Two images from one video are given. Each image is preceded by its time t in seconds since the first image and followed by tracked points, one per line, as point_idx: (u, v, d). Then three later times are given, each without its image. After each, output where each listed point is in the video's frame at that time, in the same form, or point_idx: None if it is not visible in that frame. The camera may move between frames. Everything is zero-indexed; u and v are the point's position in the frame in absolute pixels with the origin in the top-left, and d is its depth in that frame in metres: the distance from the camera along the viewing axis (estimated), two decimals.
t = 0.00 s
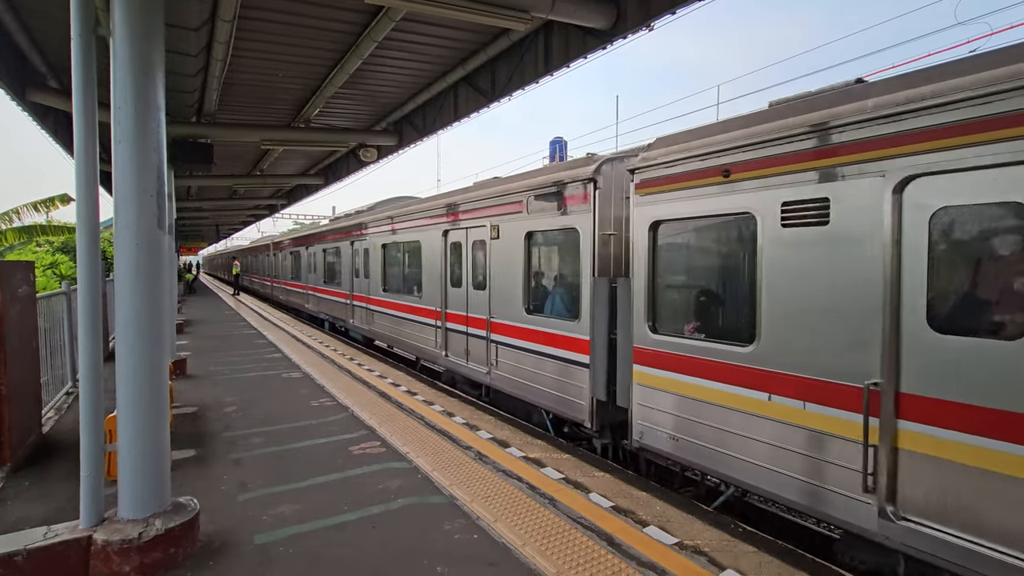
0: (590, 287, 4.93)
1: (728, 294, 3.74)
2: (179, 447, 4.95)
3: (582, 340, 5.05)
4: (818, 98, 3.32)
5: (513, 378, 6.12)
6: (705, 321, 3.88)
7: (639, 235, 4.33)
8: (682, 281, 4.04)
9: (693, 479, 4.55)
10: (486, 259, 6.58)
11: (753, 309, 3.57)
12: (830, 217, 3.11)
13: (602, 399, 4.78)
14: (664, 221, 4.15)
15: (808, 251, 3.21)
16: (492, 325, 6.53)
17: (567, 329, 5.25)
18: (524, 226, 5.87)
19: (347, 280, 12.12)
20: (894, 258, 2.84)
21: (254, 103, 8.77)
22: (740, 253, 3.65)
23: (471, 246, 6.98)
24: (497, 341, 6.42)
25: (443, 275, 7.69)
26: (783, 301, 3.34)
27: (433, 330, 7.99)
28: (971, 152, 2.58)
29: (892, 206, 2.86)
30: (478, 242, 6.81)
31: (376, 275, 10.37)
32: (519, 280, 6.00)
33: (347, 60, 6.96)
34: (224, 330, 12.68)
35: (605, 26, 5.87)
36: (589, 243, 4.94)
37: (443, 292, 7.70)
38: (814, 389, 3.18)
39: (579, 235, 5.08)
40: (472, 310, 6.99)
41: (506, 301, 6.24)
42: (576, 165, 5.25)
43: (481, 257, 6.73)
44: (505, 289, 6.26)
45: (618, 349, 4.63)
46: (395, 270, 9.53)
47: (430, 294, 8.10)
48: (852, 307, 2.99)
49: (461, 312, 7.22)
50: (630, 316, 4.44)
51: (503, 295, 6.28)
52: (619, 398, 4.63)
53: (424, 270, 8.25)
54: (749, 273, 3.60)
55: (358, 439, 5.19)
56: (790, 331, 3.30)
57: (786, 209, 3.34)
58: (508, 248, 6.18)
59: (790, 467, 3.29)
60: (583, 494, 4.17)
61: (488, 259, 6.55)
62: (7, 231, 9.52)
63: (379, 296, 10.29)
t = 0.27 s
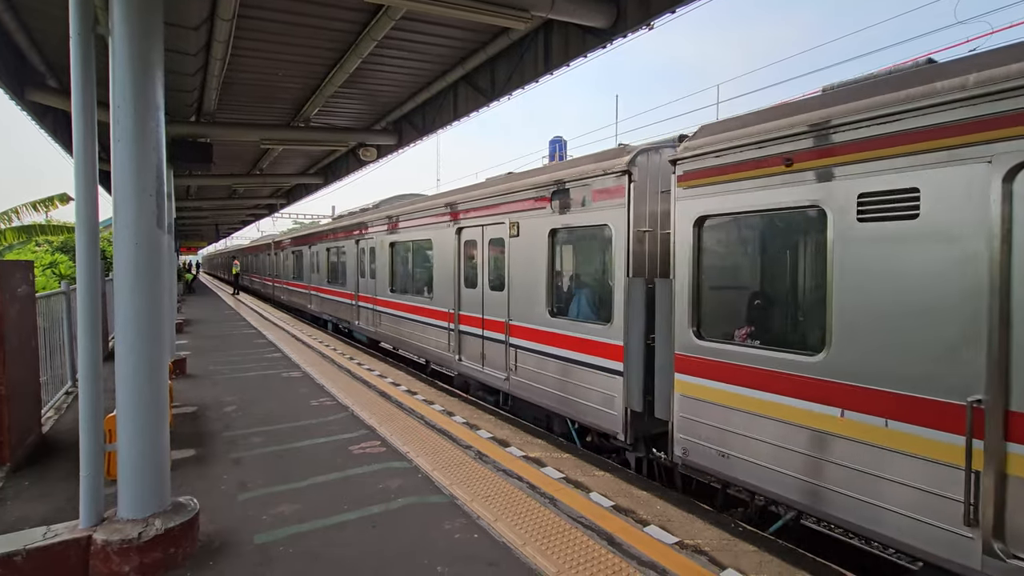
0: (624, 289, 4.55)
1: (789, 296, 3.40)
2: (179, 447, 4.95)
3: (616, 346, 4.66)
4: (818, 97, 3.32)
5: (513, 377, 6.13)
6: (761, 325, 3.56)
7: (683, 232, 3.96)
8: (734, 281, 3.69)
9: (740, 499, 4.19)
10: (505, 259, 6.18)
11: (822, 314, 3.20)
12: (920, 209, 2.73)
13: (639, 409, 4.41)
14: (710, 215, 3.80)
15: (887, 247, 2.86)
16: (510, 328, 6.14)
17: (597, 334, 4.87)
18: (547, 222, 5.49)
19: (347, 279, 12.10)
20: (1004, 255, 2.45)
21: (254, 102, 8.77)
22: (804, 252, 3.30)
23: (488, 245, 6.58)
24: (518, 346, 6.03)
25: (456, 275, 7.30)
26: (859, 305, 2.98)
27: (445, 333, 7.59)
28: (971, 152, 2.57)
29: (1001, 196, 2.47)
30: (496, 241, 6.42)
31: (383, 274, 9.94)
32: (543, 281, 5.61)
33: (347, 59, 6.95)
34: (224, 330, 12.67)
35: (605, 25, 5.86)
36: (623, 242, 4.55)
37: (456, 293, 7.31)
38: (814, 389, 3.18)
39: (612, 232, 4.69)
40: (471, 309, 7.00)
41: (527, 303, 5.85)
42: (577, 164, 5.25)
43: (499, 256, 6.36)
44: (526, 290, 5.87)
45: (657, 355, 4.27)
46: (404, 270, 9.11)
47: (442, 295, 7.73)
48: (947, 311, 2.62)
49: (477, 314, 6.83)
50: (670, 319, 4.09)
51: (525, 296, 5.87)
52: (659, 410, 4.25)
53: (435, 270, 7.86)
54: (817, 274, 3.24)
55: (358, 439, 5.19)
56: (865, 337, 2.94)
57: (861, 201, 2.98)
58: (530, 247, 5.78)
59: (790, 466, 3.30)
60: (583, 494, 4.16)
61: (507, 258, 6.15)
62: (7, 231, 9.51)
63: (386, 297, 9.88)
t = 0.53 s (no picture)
0: (662, 289, 4.14)
1: (861, 300, 3.05)
2: (179, 447, 4.94)
3: (653, 352, 4.24)
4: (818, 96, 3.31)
5: (512, 376, 6.14)
6: (826, 331, 3.21)
7: (736, 227, 3.58)
8: (793, 283, 3.36)
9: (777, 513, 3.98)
10: (526, 258, 5.80)
11: (906, 320, 2.85)
12: None
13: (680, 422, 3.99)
14: (765, 209, 3.46)
15: (981, 245, 2.54)
16: (531, 332, 5.75)
17: (632, 340, 4.46)
18: (573, 219, 5.09)
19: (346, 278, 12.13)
20: None
21: (253, 101, 8.76)
22: (867, 248, 3.01)
23: (508, 244, 6.20)
24: (540, 351, 5.61)
25: (472, 276, 6.94)
26: (946, 308, 2.65)
27: (460, 337, 7.20)
28: (970, 152, 2.58)
29: None
30: (516, 241, 6.04)
31: (391, 275, 9.54)
32: (568, 282, 5.21)
33: (346, 58, 6.95)
34: (224, 329, 12.66)
35: (605, 24, 5.85)
36: (661, 239, 4.14)
37: (472, 295, 6.95)
38: (815, 389, 3.18)
39: (648, 229, 4.28)
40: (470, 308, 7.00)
41: (550, 306, 5.44)
42: (576, 163, 5.24)
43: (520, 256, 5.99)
44: (548, 292, 5.49)
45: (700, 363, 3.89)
46: (414, 271, 8.73)
47: (455, 297, 7.36)
48: None
49: (494, 317, 6.44)
50: (718, 323, 3.72)
51: (548, 299, 5.47)
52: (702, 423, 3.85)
53: (448, 270, 7.49)
54: (904, 272, 2.86)
55: (358, 438, 5.18)
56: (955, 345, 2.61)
57: (955, 190, 2.64)
58: (553, 246, 5.39)
59: (789, 465, 3.30)
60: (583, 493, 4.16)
61: (528, 257, 5.77)
62: (6, 230, 9.50)
63: (395, 298, 9.48)
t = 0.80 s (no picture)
0: (706, 291, 3.83)
1: (940, 304, 2.75)
2: (178, 446, 4.94)
3: (690, 358, 3.96)
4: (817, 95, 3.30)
5: (511, 375, 6.12)
6: (900, 340, 2.90)
7: (794, 223, 3.27)
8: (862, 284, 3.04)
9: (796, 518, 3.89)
10: (546, 257, 5.45)
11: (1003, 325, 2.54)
12: None
13: (725, 436, 3.65)
14: (829, 203, 3.13)
15: None
16: (553, 335, 5.39)
17: (670, 346, 4.13)
18: (600, 216, 4.76)
19: (346, 278, 12.12)
20: None
21: (252, 101, 8.75)
22: (939, 245, 2.75)
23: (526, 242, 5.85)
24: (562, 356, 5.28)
25: (485, 275, 6.59)
26: None
27: (474, 340, 6.84)
28: (970, 151, 2.58)
29: None
30: (535, 238, 5.68)
31: (398, 274, 9.23)
32: (593, 282, 4.88)
33: (345, 58, 6.94)
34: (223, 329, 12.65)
35: (605, 23, 5.84)
36: (705, 235, 3.83)
37: (486, 295, 6.61)
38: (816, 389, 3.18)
39: (689, 225, 3.96)
40: (470, 307, 7.00)
41: (574, 308, 5.09)
42: (576, 162, 5.23)
43: (539, 255, 5.64)
44: (571, 293, 5.14)
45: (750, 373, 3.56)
46: (423, 271, 8.39)
47: (467, 299, 7.03)
48: None
49: (511, 320, 6.09)
50: (773, 329, 3.40)
51: (572, 300, 5.12)
52: (754, 439, 3.52)
53: (460, 270, 7.14)
54: (1000, 275, 2.55)
55: (357, 438, 5.18)
56: None
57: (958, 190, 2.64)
58: (577, 244, 5.05)
59: (789, 465, 3.30)
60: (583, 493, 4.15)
61: (548, 256, 5.43)
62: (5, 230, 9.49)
63: (402, 299, 9.17)
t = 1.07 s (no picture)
0: (754, 295, 3.50)
1: None
2: (177, 446, 4.93)
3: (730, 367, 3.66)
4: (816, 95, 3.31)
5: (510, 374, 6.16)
6: (991, 347, 2.59)
7: (862, 220, 2.96)
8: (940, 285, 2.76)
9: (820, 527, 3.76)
10: (570, 257, 5.11)
11: None
12: None
13: (778, 453, 3.35)
14: (901, 196, 2.84)
15: None
16: (577, 340, 5.05)
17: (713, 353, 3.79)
18: (598, 215, 4.76)
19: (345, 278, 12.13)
20: None
21: (251, 100, 8.74)
22: None
23: (547, 240, 5.51)
24: (587, 362, 4.93)
25: (501, 276, 6.25)
26: None
27: (489, 344, 6.50)
28: (970, 151, 2.58)
29: None
30: (557, 236, 5.33)
31: (404, 274, 8.92)
32: (623, 284, 4.53)
33: (344, 57, 6.94)
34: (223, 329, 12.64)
35: (605, 22, 5.84)
36: (754, 233, 3.49)
37: (502, 297, 6.26)
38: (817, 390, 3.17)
39: (735, 222, 3.63)
40: (469, 307, 7.00)
41: (601, 311, 4.76)
42: (575, 161, 5.23)
43: (562, 254, 5.29)
44: (598, 295, 4.80)
45: (807, 383, 3.25)
46: (433, 271, 8.04)
47: (480, 300, 6.71)
48: None
49: (531, 323, 5.75)
50: (835, 336, 3.09)
51: (599, 303, 4.77)
52: (813, 457, 3.21)
53: (474, 270, 6.79)
54: None
55: (357, 438, 5.18)
56: None
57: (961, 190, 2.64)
58: (602, 243, 4.72)
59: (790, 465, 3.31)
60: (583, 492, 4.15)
61: (571, 254, 5.10)
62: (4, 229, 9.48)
63: (409, 301, 8.86)
